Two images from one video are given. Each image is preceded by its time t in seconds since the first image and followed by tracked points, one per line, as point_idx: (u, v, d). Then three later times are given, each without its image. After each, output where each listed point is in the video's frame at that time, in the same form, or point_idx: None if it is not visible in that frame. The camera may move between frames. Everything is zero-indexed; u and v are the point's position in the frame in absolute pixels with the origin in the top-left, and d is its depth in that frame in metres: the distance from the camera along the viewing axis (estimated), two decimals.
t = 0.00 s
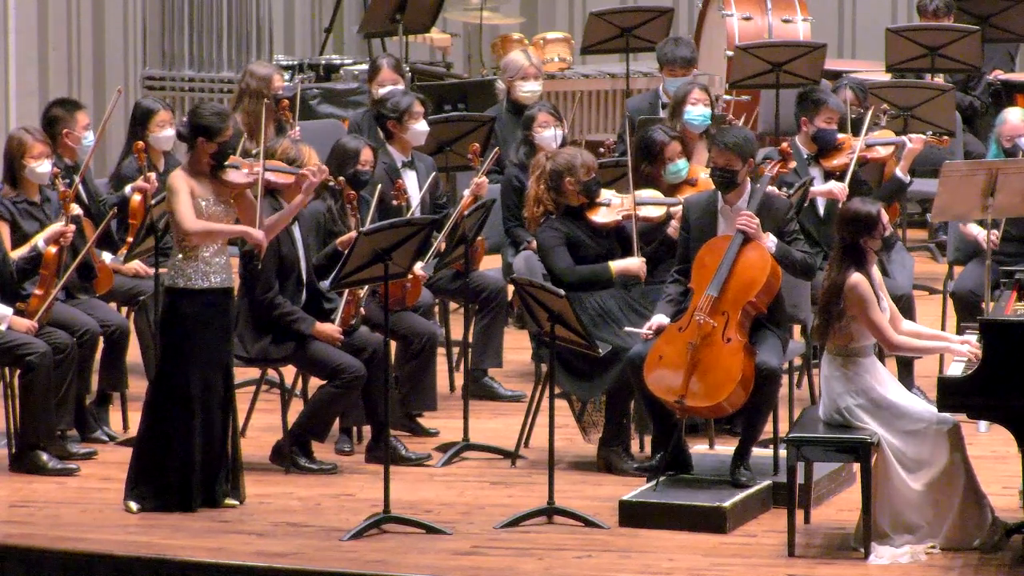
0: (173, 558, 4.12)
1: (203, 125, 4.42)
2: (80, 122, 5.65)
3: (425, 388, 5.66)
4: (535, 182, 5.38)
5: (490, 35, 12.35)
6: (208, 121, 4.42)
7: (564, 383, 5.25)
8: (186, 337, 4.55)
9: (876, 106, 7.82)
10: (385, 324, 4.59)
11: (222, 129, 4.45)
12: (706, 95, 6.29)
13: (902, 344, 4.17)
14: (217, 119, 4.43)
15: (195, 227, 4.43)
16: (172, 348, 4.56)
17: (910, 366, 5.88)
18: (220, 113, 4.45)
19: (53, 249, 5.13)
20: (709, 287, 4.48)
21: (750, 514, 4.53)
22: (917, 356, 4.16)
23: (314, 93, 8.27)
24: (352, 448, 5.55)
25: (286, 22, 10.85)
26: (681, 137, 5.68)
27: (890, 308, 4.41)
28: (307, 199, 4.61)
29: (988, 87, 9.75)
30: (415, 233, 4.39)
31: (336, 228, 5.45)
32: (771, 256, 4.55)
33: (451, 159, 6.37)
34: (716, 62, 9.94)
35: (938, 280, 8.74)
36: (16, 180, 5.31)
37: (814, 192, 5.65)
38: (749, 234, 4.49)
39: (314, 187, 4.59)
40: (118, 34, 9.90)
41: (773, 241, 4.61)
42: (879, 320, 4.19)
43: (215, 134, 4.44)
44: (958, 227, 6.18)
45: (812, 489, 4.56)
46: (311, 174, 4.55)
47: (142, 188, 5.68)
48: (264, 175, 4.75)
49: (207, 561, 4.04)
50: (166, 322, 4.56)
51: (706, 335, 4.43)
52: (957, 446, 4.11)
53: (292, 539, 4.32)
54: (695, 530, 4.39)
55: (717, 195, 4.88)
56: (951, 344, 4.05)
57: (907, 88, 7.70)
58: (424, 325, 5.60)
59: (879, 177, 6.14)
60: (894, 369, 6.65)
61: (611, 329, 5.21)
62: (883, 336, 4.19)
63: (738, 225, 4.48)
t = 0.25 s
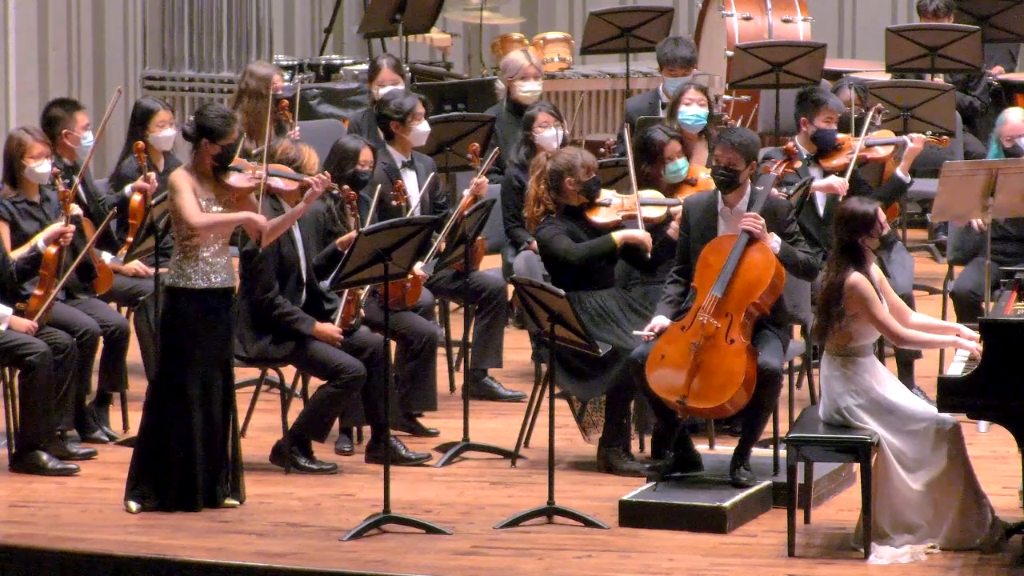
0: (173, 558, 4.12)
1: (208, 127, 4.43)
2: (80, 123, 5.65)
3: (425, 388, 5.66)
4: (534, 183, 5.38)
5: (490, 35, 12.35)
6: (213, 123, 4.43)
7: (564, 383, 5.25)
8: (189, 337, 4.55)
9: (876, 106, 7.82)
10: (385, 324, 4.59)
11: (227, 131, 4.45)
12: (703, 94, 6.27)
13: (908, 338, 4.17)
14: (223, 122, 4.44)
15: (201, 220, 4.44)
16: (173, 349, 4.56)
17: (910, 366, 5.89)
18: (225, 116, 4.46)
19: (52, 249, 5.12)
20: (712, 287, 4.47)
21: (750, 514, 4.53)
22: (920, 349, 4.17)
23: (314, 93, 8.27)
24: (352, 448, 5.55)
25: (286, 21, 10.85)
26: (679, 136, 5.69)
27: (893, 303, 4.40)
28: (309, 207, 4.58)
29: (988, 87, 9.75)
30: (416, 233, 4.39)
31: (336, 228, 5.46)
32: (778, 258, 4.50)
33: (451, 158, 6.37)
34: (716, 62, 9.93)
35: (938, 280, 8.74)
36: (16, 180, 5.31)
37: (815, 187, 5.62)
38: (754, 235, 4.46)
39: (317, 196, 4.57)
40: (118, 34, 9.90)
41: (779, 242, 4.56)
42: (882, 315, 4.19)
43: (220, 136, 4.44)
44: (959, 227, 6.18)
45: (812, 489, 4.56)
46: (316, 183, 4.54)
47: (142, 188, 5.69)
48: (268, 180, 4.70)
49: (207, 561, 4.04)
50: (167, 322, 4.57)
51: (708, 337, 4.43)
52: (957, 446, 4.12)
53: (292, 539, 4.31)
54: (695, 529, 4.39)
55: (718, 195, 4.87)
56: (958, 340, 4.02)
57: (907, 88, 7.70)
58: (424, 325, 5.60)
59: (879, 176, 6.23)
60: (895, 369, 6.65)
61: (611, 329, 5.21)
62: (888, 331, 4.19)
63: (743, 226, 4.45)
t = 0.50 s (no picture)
0: (173, 558, 4.12)
1: (206, 128, 4.43)
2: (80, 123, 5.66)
3: (425, 388, 5.66)
4: (535, 184, 5.38)
5: (490, 35, 12.35)
6: (212, 124, 4.43)
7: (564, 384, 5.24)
8: (189, 337, 4.55)
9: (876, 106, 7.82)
10: (385, 324, 4.59)
11: (226, 132, 4.45)
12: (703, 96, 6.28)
13: (910, 336, 4.17)
14: (220, 122, 4.44)
15: (198, 213, 4.44)
16: (173, 348, 4.56)
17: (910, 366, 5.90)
18: (224, 117, 4.45)
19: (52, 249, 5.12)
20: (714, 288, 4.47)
21: (750, 514, 4.53)
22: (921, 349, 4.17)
23: (314, 93, 8.26)
24: (352, 448, 5.55)
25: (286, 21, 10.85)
26: (672, 133, 5.70)
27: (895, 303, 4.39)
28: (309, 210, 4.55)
29: (988, 87, 9.75)
30: (415, 233, 4.39)
31: (336, 228, 5.45)
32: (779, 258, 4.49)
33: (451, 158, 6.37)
34: (716, 62, 9.93)
35: (938, 280, 8.74)
36: (16, 180, 5.30)
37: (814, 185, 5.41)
38: (755, 235, 4.46)
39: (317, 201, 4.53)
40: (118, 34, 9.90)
41: (781, 242, 4.54)
42: (884, 314, 4.19)
43: (219, 137, 4.44)
44: (959, 227, 6.18)
45: (812, 489, 4.56)
46: (317, 187, 4.50)
47: (144, 189, 5.65)
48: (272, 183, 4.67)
49: (207, 561, 4.04)
50: (168, 322, 4.56)
51: (710, 337, 4.42)
52: (957, 446, 4.12)
53: (292, 539, 4.31)
54: (695, 529, 4.39)
55: (716, 195, 4.86)
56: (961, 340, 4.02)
57: (908, 88, 7.69)
58: (424, 325, 5.59)
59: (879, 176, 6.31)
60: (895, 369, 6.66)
61: (611, 329, 5.20)
62: (889, 330, 4.18)
63: (745, 226, 4.45)
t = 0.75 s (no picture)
0: (173, 558, 4.12)
1: (204, 129, 4.43)
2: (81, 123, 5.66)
3: (425, 388, 5.67)
4: (535, 184, 5.41)
5: (490, 35, 12.35)
6: (209, 124, 4.43)
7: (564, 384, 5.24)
8: (189, 337, 4.55)
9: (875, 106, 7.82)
10: (385, 325, 4.59)
11: (223, 132, 4.45)
12: (703, 97, 6.28)
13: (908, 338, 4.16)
14: (218, 123, 4.44)
15: (202, 209, 4.45)
16: (174, 349, 4.56)
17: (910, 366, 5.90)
18: (221, 117, 4.45)
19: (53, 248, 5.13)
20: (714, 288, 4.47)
21: (750, 514, 4.53)
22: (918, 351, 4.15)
23: (314, 93, 8.27)
24: (352, 448, 5.55)
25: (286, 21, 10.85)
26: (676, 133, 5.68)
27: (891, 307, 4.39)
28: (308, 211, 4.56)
29: (988, 87, 9.75)
30: (415, 233, 4.39)
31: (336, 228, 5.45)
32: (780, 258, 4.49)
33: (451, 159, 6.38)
34: (716, 62, 9.93)
35: (938, 280, 8.74)
36: (16, 179, 5.31)
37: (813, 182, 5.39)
38: (756, 235, 4.45)
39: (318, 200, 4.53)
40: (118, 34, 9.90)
41: (781, 242, 4.51)
42: (882, 315, 4.19)
43: (216, 137, 4.44)
44: (959, 227, 6.18)
45: (812, 489, 4.56)
46: (317, 187, 4.50)
47: (144, 189, 5.67)
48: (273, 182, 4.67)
49: (207, 561, 4.04)
50: (168, 322, 4.56)
51: (710, 336, 4.43)
52: (957, 446, 4.12)
53: (293, 539, 4.32)
54: (695, 529, 4.39)
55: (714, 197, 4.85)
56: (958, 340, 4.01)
57: (907, 88, 7.69)
58: (424, 325, 5.59)
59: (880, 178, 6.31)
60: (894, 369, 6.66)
61: (611, 328, 5.20)
62: (887, 331, 4.18)
63: (746, 226, 4.44)
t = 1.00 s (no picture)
0: (173, 558, 4.12)
1: (202, 128, 4.43)
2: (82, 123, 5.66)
3: (425, 388, 5.67)
4: (535, 182, 5.41)
5: (490, 35, 12.35)
6: (207, 124, 4.43)
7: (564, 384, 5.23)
8: (189, 337, 4.55)
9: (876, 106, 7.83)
10: (385, 325, 4.59)
11: (221, 130, 4.45)
12: (703, 97, 6.26)
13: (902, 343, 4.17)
14: (215, 121, 4.44)
15: (213, 204, 4.44)
16: (175, 349, 4.56)
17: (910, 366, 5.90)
18: (218, 115, 4.45)
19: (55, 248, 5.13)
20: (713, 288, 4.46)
21: (750, 514, 4.53)
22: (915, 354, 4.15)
23: (314, 93, 8.27)
24: (352, 448, 5.55)
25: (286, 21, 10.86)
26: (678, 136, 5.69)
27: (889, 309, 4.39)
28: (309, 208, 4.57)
29: (988, 87, 9.76)
30: (414, 233, 4.39)
31: (336, 228, 5.45)
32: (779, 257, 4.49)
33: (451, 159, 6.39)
34: (716, 62, 9.94)
35: (938, 280, 8.74)
36: (15, 179, 5.31)
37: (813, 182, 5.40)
38: (755, 235, 4.46)
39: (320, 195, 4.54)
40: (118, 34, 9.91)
41: (781, 241, 4.52)
42: (879, 317, 4.19)
43: (214, 136, 4.45)
44: (959, 227, 6.18)
45: (812, 489, 4.56)
46: (318, 183, 4.50)
47: (144, 189, 5.68)
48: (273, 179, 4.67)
49: (207, 561, 4.04)
50: (169, 322, 4.56)
51: (710, 337, 4.42)
52: (957, 446, 4.13)
53: (293, 539, 4.32)
54: (695, 529, 4.39)
55: (711, 198, 4.86)
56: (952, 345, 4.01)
57: (908, 88, 7.69)
58: (424, 325, 5.59)
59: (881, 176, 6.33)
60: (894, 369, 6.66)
61: (611, 329, 5.20)
62: (883, 334, 4.19)
63: (745, 226, 4.45)
